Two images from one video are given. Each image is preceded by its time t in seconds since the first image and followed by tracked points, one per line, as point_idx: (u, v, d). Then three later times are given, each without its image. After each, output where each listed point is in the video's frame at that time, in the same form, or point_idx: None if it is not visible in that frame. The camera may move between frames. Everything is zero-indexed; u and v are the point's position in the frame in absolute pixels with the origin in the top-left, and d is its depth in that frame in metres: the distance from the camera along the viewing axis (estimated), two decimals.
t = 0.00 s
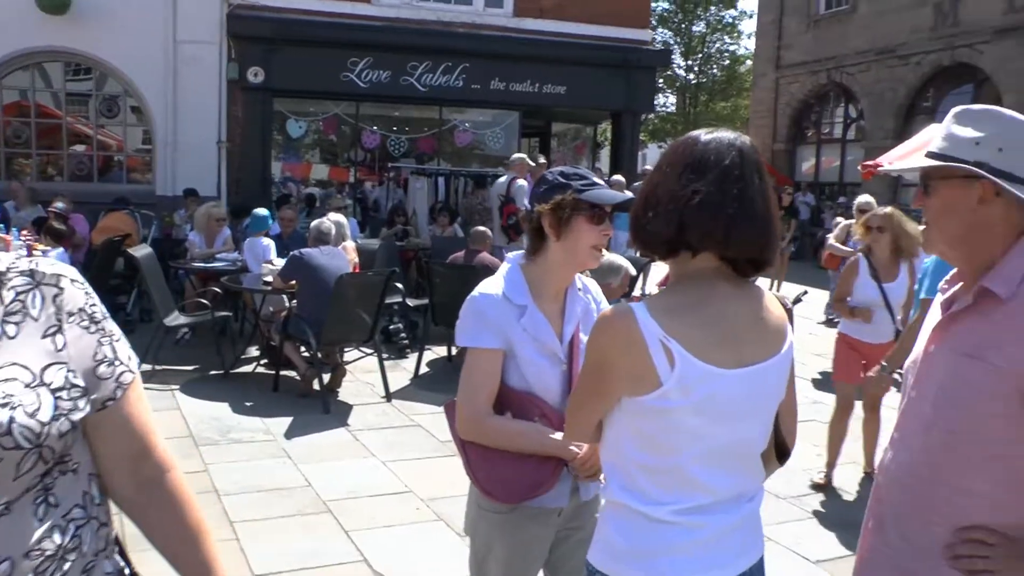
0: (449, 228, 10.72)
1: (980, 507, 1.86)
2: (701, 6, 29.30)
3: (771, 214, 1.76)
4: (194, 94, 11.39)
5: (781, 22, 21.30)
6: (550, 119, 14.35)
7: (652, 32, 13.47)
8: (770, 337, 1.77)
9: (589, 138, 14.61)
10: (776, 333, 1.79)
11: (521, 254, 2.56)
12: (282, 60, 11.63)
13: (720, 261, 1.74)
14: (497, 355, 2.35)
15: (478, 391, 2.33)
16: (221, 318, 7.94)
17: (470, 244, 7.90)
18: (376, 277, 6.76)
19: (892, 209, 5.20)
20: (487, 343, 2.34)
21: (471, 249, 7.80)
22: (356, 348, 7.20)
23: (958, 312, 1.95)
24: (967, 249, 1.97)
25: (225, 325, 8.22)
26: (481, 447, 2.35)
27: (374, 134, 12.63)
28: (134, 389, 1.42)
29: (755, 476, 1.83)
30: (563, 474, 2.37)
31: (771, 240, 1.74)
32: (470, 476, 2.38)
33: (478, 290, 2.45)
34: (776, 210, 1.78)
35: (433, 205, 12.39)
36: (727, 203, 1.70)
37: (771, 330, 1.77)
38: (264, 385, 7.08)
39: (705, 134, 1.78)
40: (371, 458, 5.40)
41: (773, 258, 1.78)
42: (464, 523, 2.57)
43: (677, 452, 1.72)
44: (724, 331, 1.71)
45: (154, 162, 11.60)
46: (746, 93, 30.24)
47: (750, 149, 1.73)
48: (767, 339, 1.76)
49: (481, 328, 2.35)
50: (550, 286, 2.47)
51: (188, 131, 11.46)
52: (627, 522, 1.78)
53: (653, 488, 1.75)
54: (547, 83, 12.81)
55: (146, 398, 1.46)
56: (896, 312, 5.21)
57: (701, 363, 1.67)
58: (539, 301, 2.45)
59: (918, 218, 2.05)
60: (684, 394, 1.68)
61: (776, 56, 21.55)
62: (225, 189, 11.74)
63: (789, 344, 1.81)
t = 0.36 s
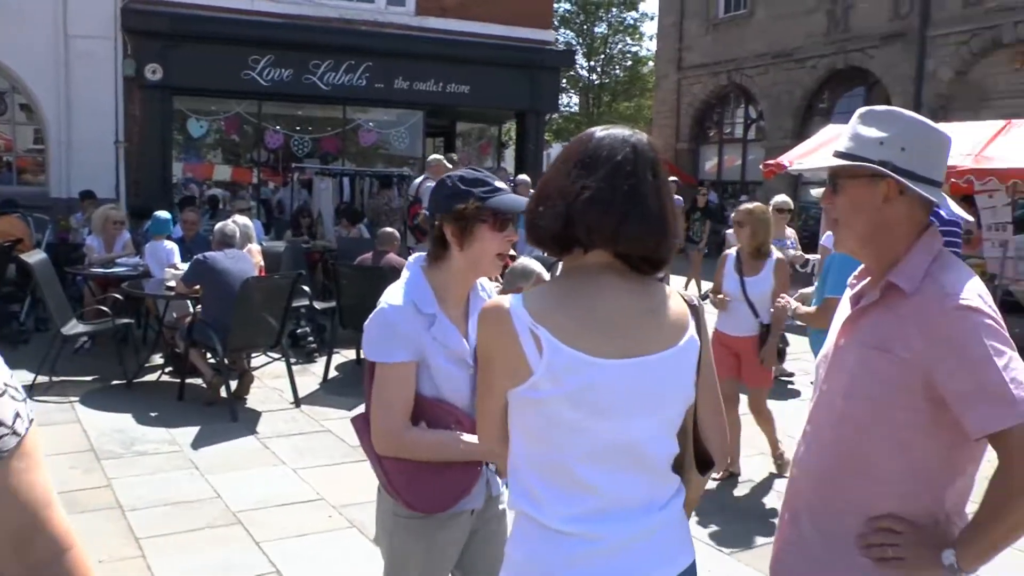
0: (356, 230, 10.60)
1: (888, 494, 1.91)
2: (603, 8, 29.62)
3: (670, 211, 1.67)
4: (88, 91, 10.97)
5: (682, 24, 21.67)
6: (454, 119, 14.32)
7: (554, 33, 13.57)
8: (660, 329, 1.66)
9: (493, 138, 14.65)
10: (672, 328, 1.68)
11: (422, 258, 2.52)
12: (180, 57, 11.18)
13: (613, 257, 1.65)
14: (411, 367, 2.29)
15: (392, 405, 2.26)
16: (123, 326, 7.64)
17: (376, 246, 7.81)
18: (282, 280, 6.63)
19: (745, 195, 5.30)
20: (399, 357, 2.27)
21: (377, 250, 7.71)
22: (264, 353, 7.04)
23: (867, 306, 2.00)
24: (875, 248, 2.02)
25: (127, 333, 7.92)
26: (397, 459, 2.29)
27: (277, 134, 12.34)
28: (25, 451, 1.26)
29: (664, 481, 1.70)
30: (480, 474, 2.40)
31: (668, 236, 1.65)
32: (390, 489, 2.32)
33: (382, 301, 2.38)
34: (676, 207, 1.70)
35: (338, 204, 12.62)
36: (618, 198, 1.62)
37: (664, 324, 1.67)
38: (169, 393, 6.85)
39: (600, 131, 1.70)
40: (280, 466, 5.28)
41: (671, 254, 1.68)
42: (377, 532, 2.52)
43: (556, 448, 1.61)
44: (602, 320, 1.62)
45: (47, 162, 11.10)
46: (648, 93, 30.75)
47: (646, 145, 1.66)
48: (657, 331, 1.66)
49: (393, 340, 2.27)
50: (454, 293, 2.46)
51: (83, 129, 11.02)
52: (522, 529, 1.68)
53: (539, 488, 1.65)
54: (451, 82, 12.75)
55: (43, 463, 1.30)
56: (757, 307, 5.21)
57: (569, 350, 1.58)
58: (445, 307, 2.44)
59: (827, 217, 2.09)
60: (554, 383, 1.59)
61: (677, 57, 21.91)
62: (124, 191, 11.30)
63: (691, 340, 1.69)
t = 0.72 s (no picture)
0: (298, 233, 10.45)
1: (833, 488, 1.91)
2: (540, 6, 29.66)
3: (625, 211, 1.64)
4: (14, 93, 10.61)
5: (619, 22, 21.77)
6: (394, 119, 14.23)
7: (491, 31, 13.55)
8: (625, 341, 1.61)
9: (433, 137, 14.53)
10: (638, 338, 1.63)
11: (369, 263, 2.45)
12: (112, 58, 10.79)
13: (570, 263, 1.61)
14: (363, 367, 2.24)
15: (347, 409, 2.21)
16: (56, 336, 7.38)
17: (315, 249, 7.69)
18: (221, 285, 6.48)
19: (648, 204, 6.32)
20: (351, 358, 2.22)
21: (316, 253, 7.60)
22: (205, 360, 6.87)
23: (806, 299, 2.00)
24: (812, 240, 2.03)
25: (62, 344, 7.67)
26: (354, 462, 2.25)
27: (215, 136, 12.08)
28: None
29: (637, 501, 1.64)
30: (439, 472, 2.36)
31: (625, 238, 1.62)
32: (348, 493, 2.28)
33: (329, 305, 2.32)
34: (631, 207, 1.66)
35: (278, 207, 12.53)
36: (571, 202, 1.57)
37: (631, 334, 1.62)
38: (107, 405, 6.64)
39: (547, 131, 1.65)
40: (223, 476, 5.16)
41: (627, 258, 1.65)
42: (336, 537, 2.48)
43: (523, 470, 1.56)
44: (566, 334, 1.56)
45: None
46: (587, 90, 30.89)
47: (595, 144, 1.62)
48: (622, 341, 1.60)
49: (343, 342, 2.22)
50: (403, 295, 2.39)
51: (9, 131, 10.69)
52: (487, 556, 1.62)
53: (503, 512, 1.59)
54: (388, 81, 12.63)
55: None
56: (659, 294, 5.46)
57: (532, 368, 1.53)
58: (394, 308, 2.37)
59: (765, 211, 2.09)
60: (517, 402, 1.53)
61: (616, 54, 22.03)
62: (57, 197, 10.93)
63: (658, 346, 1.65)
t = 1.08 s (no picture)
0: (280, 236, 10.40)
1: (810, 494, 1.87)
2: (521, 6, 29.64)
3: (654, 220, 1.57)
4: None
5: (600, 20, 21.75)
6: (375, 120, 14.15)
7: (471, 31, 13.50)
8: (655, 364, 1.51)
9: (415, 138, 14.51)
10: (671, 361, 1.53)
11: (382, 261, 2.44)
12: (88, 62, 10.69)
13: (593, 278, 1.54)
14: (376, 364, 2.21)
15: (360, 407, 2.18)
16: (33, 345, 7.27)
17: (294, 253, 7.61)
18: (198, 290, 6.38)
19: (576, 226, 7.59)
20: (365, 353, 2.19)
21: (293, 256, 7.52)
22: (185, 366, 6.78)
23: (779, 300, 1.97)
24: (784, 241, 2.02)
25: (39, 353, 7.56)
26: (364, 459, 2.23)
27: (194, 140, 11.97)
28: None
29: (663, 538, 1.55)
30: (450, 472, 2.34)
31: (656, 251, 1.55)
32: (356, 491, 2.26)
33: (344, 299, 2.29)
34: (660, 216, 1.59)
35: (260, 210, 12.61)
36: (596, 214, 1.50)
37: (663, 355, 1.52)
38: (86, 415, 6.54)
39: (568, 137, 1.58)
40: (201, 486, 5.08)
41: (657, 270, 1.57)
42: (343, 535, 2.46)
43: (540, 499, 1.49)
44: (593, 356, 1.48)
45: None
46: (570, 89, 30.77)
47: (620, 148, 1.55)
48: (653, 363, 1.51)
49: (358, 336, 2.19)
50: (416, 293, 2.37)
51: None
52: None
53: (520, 544, 1.53)
54: (368, 82, 12.55)
55: None
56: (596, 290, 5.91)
57: (551, 392, 1.45)
58: (408, 305, 2.35)
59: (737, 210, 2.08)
60: (533, 427, 1.46)
61: (597, 53, 22.01)
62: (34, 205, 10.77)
63: (689, 372, 1.53)
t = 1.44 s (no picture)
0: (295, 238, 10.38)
1: (806, 510, 1.83)
2: (538, 6, 29.59)
3: (692, 233, 1.48)
4: (6, 103, 10.46)
5: (617, 20, 21.66)
6: (391, 122, 14.14)
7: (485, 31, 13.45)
8: (663, 397, 1.38)
9: (431, 139, 14.50)
10: (687, 393, 1.40)
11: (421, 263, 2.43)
12: (103, 66, 10.66)
13: (611, 296, 1.46)
14: (410, 363, 2.19)
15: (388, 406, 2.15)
16: (46, 349, 7.28)
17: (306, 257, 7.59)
18: (209, 294, 6.37)
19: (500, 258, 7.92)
20: (398, 349, 2.17)
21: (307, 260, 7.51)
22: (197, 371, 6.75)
23: (780, 308, 1.93)
24: (785, 243, 1.94)
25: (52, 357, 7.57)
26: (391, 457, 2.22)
27: (209, 143, 11.99)
28: None
29: None
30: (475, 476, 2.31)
31: (687, 270, 1.45)
32: (380, 489, 2.24)
33: (382, 296, 2.27)
34: (698, 229, 1.50)
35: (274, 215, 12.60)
36: (623, 228, 1.42)
37: (678, 386, 1.39)
38: (98, 419, 6.53)
39: (607, 135, 1.52)
40: (209, 492, 5.05)
41: (689, 292, 1.49)
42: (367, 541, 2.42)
43: (522, 527, 1.41)
44: (593, 379, 1.38)
45: None
46: (587, 90, 30.65)
47: (658, 154, 1.47)
48: (662, 394, 1.38)
49: (392, 331, 2.18)
50: (449, 298, 2.34)
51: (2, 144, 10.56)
52: None
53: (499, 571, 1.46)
54: (382, 85, 12.51)
55: None
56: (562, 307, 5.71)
57: (536, 416, 1.38)
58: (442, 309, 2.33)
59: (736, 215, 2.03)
60: (514, 448, 1.40)
61: (615, 53, 21.90)
62: (50, 209, 10.81)
63: (699, 409, 1.39)
